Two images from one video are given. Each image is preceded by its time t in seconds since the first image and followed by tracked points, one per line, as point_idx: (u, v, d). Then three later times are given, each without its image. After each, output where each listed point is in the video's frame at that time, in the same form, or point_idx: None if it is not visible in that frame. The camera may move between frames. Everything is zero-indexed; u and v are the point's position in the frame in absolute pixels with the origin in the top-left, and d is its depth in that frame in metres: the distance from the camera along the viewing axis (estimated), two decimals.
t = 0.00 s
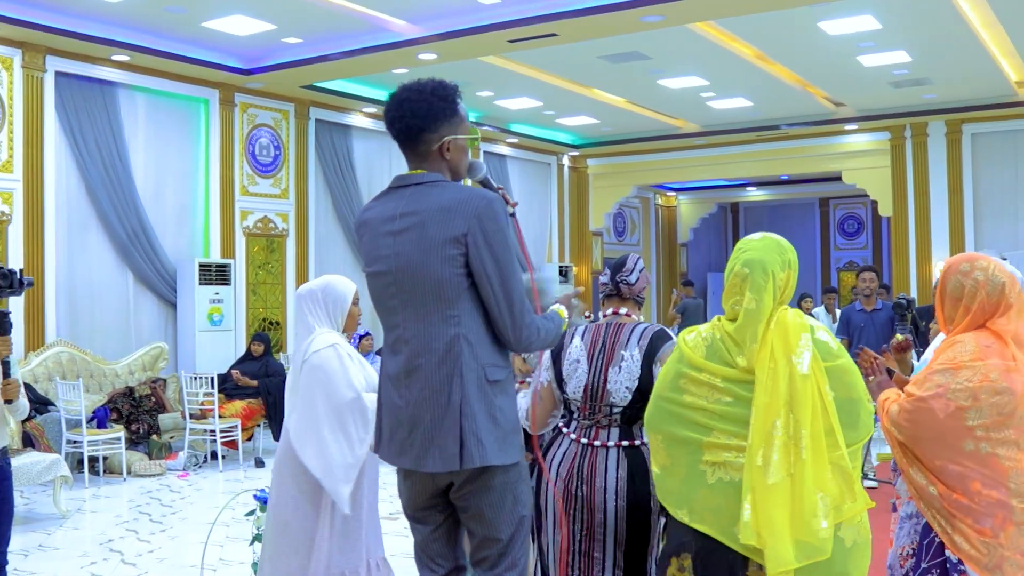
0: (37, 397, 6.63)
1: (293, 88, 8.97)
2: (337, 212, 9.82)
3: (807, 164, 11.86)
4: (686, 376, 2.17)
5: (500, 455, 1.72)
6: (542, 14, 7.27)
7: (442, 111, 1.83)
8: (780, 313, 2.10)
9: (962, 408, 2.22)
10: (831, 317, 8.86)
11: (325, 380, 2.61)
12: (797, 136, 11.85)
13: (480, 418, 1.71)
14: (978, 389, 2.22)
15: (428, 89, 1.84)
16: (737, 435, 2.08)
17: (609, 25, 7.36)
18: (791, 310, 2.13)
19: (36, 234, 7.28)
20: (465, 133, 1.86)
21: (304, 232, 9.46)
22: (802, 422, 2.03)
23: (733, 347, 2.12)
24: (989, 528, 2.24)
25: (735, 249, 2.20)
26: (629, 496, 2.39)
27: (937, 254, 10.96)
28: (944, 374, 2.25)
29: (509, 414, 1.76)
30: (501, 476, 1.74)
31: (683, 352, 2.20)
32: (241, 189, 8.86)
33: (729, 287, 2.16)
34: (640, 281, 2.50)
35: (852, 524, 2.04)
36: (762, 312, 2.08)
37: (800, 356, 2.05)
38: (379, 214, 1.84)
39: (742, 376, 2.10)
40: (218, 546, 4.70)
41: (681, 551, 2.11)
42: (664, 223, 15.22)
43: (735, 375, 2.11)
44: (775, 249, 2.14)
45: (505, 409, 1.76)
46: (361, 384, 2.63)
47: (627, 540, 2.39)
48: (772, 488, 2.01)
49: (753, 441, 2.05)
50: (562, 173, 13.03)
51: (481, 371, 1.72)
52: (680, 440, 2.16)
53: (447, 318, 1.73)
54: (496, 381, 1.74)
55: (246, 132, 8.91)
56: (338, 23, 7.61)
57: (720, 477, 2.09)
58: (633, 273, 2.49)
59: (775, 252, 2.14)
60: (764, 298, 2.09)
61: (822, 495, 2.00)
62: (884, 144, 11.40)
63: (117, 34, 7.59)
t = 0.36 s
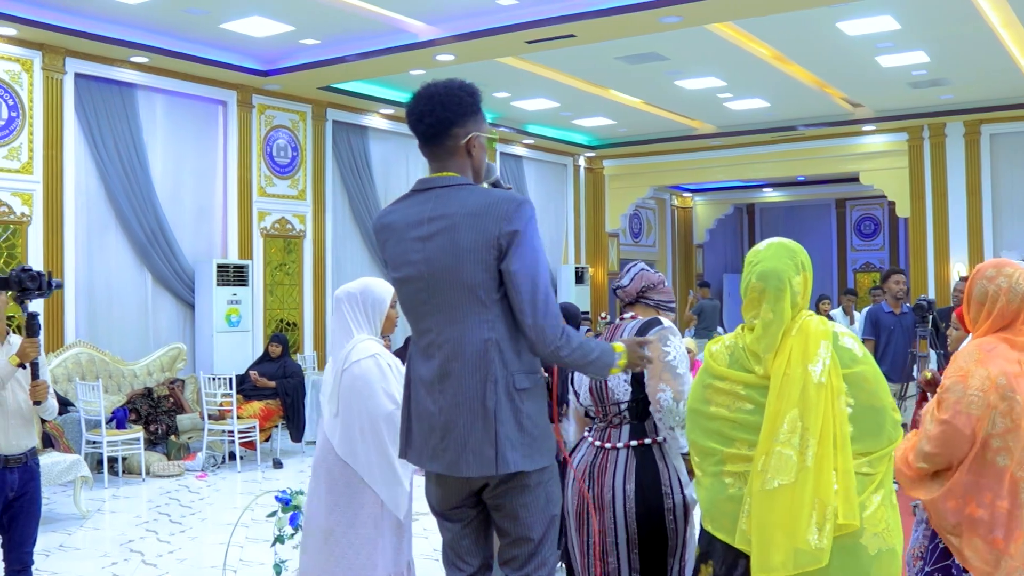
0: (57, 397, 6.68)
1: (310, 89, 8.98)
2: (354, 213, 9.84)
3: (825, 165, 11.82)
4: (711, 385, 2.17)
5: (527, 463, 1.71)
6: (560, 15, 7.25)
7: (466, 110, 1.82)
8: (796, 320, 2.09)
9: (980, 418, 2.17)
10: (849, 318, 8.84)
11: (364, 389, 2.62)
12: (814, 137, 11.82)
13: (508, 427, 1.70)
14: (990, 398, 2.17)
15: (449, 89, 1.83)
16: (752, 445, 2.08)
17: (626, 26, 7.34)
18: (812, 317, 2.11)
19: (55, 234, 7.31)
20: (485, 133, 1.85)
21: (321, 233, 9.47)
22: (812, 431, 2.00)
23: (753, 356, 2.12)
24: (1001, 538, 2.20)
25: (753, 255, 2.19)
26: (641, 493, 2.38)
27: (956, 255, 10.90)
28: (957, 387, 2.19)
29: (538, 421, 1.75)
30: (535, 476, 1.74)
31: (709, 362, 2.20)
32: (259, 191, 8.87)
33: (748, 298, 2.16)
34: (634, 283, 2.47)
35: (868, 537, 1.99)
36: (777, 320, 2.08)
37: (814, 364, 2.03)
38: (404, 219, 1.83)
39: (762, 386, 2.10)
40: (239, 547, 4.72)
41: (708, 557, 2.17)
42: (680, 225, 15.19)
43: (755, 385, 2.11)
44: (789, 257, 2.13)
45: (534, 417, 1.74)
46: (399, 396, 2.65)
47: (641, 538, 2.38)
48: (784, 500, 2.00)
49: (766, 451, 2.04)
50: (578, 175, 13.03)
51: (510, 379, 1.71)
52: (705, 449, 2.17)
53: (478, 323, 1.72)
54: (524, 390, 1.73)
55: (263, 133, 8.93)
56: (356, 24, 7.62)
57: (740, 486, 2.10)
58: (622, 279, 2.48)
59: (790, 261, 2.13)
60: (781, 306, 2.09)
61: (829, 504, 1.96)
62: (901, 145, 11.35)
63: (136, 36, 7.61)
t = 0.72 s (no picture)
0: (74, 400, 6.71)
1: (325, 92, 8.99)
2: (368, 215, 9.85)
3: (840, 165, 11.79)
4: (773, 399, 1.98)
5: (538, 477, 1.69)
6: (575, 17, 7.24)
7: (489, 118, 1.81)
8: (859, 323, 1.93)
9: (985, 422, 2.21)
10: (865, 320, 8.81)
11: (365, 396, 2.71)
12: (829, 138, 11.78)
13: (518, 442, 1.68)
14: (996, 403, 2.20)
15: (475, 99, 1.82)
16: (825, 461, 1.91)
17: (642, 27, 7.33)
18: (871, 321, 1.95)
19: (72, 237, 7.33)
20: (511, 143, 1.84)
21: (336, 235, 9.49)
22: (890, 443, 1.86)
23: (817, 364, 1.94)
24: (1013, 546, 2.20)
25: (797, 254, 2.02)
26: (691, 499, 2.35)
27: (972, 256, 10.85)
28: (961, 390, 2.25)
29: (554, 432, 1.73)
30: (554, 489, 1.72)
31: (765, 373, 2.00)
32: (274, 193, 8.89)
33: (803, 303, 1.99)
34: (651, 285, 2.48)
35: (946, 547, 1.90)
36: (842, 325, 1.91)
37: (887, 373, 1.88)
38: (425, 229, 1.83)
39: (830, 395, 1.92)
40: (256, 551, 4.72)
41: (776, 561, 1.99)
42: (694, 225, 15.17)
43: (822, 395, 1.93)
44: (841, 255, 1.98)
45: (546, 427, 1.72)
46: (396, 401, 2.71)
47: (696, 544, 2.35)
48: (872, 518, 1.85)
49: (845, 467, 1.88)
50: (592, 176, 13.03)
51: (520, 393, 1.70)
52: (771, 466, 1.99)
53: (491, 334, 1.70)
54: (536, 403, 1.71)
55: (278, 136, 8.94)
56: (371, 27, 7.62)
57: (812, 507, 1.92)
58: (640, 283, 2.50)
59: (841, 259, 1.98)
60: (848, 309, 1.92)
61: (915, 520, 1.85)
62: (917, 145, 11.31)
63: (152, 39, 7.63)
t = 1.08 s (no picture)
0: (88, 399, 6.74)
1: (338, 92, 9.00)
2: (382, 215, 9.87)
3: (854, 164, 11.75)
4: (848, 403, 1.90)
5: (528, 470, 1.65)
6: (588, 17, 7.24)
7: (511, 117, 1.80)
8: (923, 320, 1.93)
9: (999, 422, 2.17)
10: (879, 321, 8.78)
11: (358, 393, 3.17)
12: (843, 137, 11.75)
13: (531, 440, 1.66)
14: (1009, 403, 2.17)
15: (489, 102, 1.80)
16: (914, 460, 1.86)
17: (655, 26, 7.33)
18: (925, 320, 1.96)
19: (87, 236, 7.36)
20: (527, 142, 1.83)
21: (350, 236, 9.52)
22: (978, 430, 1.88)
23: (892, 361, 1.90)
24: None
25: (850, 258, 2.00)
26: (726, 495, 2.36)
27: (987, 255, 10.81)
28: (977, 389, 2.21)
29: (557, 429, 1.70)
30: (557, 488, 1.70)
31: (833, 376, 1.92)
32: (288, 193, 8.91)
33: (865, 303, 1.95)
34: (685, 281, 2.45)
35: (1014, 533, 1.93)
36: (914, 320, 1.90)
37: (958, 364, 1.89)
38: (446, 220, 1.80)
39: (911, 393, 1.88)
40: (270, 549, 4.75)
41: None
42: (708, 225, 15.16)
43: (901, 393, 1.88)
44: (889, 254, 1.99)
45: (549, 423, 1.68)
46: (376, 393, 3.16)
47: (727, 539, 2.36)
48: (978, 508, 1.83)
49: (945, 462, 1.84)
50: (606, 175, 13.03)
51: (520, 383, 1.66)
52: (846, 476, 1.89)
53: (495, 321, 1.67)
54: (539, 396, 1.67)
55: (292, 135, 8.96)
56: (384, 27, 7.62)
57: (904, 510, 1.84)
58: (674, 276, 2.47)
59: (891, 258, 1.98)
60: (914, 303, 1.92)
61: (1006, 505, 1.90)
62: (932, 145, 11.26)
63: (167, 40, 7.65)
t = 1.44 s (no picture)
0: (96, 397, 6.76)
1: (345, 92, 9.02)
2: (388, 215, 9.88)
3: (861, 164, 11.74)
4: (880, 392, 1.91)
5: (513, 462, 1.67)
6: (594, 17, 7.25)
7: (479, 108, 1.83)
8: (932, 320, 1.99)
9: None
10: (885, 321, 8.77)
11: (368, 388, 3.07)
12: (850, 137, 11.74)
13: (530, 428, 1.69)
14: None
15: (476, 94, 1.86)
16: (946, 451, 1.89)
17: (661, 26, 7.33)
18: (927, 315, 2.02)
19: (95, 234, 7.38)
20: (507, 133, 1.81)
21: (356, 235, 9.53)
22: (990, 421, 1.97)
23: (912, 352, 1.94)
24: None
25: (850, 256, 2.04)
26: (739, 498, 2.34)
27: (994, 255, 10.79)
28: None
29: (546, 415, 1.70)
30: (552, 475, 1.70)
31: (861, 365, 1.93)
32: (294, 192, 8.92)
33: (876, 288, 1.98)
34: (721, 298, 2.41)
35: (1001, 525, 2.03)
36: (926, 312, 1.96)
37: (967, 360, 1.98)
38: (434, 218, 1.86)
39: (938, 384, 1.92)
40: (275, 548, 4.77)
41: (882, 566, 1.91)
42: (714, 225, 15.16)
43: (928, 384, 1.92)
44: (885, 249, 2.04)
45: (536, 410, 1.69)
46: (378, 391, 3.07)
47: (741, 543, 2.35)
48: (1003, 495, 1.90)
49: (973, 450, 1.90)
50: (612, 175, 13.03)
51: (499, 375, 1.69)
52: (876, 464, 1.89)
53: (470, 315, 1.71)
54: (517, 386, 1.69)
55: (299, 135, 8.98)
56: (390, 26, 7.64)
57: (940, 501, 1.87)
58: (710, 293, 2.41)
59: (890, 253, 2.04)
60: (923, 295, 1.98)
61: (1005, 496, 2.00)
62: (939, 144, 11.25)
63: (174, 39, 7.67)
